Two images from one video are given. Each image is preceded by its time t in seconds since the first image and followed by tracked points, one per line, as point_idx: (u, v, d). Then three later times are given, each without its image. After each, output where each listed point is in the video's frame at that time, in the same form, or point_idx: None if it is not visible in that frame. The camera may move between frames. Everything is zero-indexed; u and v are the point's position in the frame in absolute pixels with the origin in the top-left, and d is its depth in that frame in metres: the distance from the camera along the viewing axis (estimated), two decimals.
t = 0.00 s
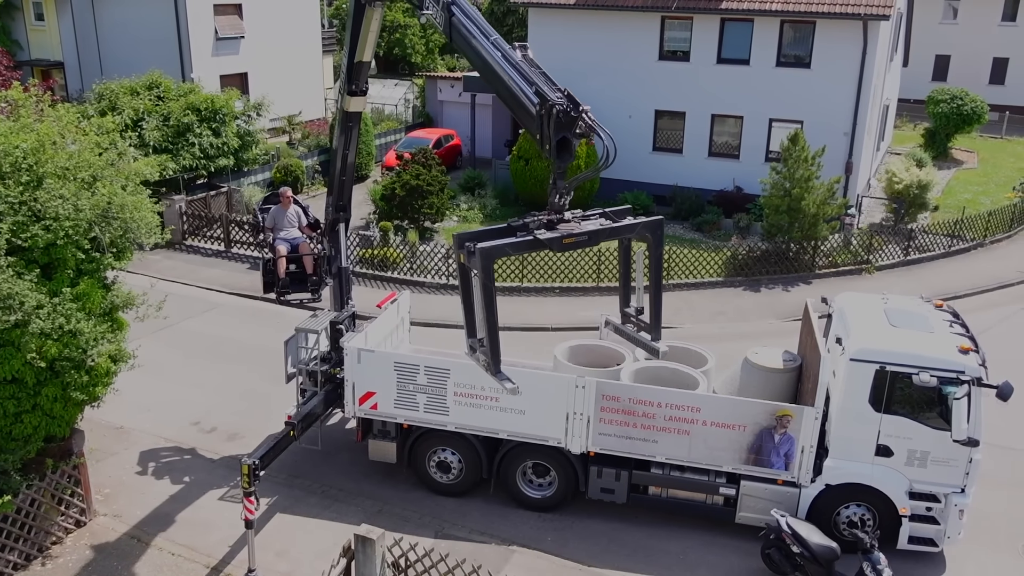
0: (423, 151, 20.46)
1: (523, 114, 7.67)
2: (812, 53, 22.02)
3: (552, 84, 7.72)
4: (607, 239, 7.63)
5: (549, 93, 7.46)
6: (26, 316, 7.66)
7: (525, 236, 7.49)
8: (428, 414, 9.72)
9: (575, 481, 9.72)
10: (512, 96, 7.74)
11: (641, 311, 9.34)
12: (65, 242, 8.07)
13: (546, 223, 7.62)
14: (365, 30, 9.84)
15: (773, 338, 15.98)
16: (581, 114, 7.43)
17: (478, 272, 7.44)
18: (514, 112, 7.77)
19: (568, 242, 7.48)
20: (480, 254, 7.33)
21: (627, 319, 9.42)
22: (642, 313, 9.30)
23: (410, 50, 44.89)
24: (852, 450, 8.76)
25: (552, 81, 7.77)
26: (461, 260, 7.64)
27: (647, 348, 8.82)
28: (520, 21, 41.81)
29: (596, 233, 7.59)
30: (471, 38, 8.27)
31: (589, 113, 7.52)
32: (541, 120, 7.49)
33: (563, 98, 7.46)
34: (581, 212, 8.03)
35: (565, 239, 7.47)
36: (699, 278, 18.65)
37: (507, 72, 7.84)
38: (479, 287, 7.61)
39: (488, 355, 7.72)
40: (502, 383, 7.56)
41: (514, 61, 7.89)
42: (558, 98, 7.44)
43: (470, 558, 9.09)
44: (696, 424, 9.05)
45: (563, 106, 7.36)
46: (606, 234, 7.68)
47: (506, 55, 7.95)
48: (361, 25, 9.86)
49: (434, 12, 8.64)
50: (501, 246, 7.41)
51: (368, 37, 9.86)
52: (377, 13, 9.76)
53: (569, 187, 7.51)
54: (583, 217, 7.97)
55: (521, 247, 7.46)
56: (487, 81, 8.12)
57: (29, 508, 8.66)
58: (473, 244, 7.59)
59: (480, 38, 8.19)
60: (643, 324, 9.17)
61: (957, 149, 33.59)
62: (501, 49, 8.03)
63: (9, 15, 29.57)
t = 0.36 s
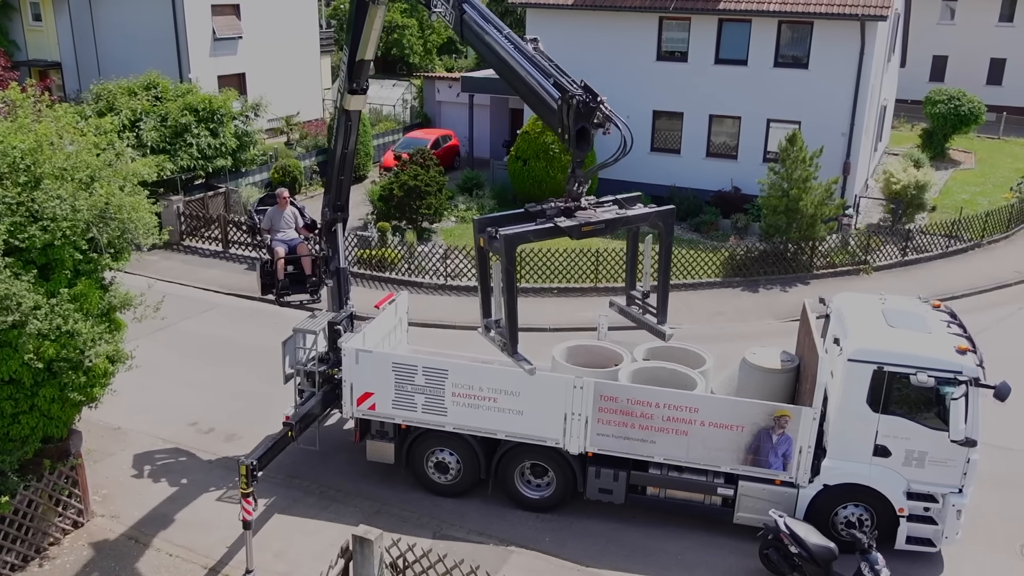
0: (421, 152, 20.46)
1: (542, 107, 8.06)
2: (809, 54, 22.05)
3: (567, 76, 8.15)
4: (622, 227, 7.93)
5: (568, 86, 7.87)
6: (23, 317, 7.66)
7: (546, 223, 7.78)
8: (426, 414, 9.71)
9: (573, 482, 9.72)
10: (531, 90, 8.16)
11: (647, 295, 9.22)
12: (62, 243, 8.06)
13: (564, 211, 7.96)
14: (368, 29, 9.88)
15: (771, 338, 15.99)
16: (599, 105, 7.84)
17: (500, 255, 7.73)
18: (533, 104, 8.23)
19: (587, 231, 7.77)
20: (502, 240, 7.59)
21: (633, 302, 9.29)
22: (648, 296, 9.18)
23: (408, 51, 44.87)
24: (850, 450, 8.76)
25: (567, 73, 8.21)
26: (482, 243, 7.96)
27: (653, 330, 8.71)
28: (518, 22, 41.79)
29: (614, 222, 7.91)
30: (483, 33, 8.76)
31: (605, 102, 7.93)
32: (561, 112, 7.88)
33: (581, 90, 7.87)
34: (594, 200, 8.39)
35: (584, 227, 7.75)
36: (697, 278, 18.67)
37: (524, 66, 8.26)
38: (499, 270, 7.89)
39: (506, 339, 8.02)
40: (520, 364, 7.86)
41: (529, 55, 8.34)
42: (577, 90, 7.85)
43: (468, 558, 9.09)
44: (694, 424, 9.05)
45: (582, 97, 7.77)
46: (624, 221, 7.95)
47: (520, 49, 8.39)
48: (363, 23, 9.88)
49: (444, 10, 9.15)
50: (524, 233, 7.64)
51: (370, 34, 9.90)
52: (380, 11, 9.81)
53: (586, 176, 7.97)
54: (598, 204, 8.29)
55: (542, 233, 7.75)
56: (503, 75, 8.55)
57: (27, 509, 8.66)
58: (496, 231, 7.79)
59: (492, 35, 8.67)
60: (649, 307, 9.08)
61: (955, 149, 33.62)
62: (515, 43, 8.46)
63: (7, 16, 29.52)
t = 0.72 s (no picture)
0: (419, 152, 20.47)
1: (555, 97, 8.53)
2: (808, 54, 22.05)
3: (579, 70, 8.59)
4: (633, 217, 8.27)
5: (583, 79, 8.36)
6: (21, 317, 7.66)
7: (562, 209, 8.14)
8: (425, 414, 9.71)
9: (572, 482, 9.73)
10: (543, 81, 8.57)
11: (650, 282, 9.47)
12: (61, 243, 8.06)
13: (577, 198, 8.32)
14: (370, 28, 9.93)
15: (770, 338, 16.00)
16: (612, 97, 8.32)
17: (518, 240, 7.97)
18: (547, 97, 8.61)
19: (600, 218, 8.14)
20: (521, 226, 7.85)
21: (637, 288, 9.52)
22: (651, 284, 9.44)
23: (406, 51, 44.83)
24: (848, 450, 8.77)
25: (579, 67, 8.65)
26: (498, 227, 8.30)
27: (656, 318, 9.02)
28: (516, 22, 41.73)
29: (626, 211, 8.25)
30: (492, 28, 9.01)
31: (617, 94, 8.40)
32: (577, 104, 8.36)
33: (595, 82, 8.33)
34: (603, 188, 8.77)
35: (598, 214, 8.11)
36: (696, 278, 18.69)
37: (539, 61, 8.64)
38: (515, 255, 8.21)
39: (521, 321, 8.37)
40: (532, 346, 8.31)
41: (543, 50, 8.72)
42: (591, 82, 8.35)
43: (466, 558, 9.09)
44: (692, 424, 9.05)
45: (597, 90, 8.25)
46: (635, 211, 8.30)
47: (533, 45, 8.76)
48: (366, 22, 9.92)
49: (452, 9, 9.27)
50: (543, 218, 7.94)
51: (372, 34, 9.95)
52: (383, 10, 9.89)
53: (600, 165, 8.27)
54: (608, 193, 8.67)
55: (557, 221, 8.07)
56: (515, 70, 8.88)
57: (25, 509, 8.65)
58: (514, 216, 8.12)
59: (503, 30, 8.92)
60: (653, 294, 9.35)
61: (953, 149, 33.65)
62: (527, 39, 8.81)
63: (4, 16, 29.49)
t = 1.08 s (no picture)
0: (417, 151, 20.46)
1: (570, 93, 8.66)
2: (806, 54, 22.06)
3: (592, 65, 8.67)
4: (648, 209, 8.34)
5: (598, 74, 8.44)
6: (19, 316, 7.65)
7: (578, 198, 8.24)
8: (424, 414, 9.71)
9: (571, 481, 9.73)
10: (556, 76, 8.70)
11: (654, 276, 9.41)
12: (59, 243, 8.05)
13: (592, 188, 8.42)
14: (375, 26, 9.90)
15: (769, 338, 16.01)
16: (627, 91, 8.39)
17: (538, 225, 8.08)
18: (562, 93, 8.73)
19: (616, 208, 8.18)
20: (544, 210, 7.99)
21: (641, 283, 9.45)
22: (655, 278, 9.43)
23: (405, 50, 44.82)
24: (846, 449, 8.78)
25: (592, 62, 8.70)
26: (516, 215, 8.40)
27: (662, 310, 8.92)
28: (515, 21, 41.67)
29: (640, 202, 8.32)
30: (503, 25, 9.11)
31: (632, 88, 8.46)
32: (592, 99, 8.46)
33: (610, 78, 8.41)
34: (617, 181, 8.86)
35: (614, 204, 8.17)
36: (694, 278, 18.70)
37: (552, 57, 8.76)
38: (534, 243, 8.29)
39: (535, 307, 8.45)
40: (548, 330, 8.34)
41: (556, 46, 8.80)
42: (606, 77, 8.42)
43: (465, 558, 9.09)
44: (690, 423, 9.06)
45: (612, 85, 8.32)
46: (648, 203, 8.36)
47: (546, 41, 8.87)
48: (370, 21, 9.92)
49: (463, 9, 9.31)
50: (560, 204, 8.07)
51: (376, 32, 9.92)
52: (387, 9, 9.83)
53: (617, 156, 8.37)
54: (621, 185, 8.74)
55: (576, 208, 8.20)
56: (528, 67, 9.00)
57: (23, 509, 8.64)
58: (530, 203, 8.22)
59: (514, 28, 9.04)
60: (656, 287, 9.28)
61: (951, 148, 33.70)
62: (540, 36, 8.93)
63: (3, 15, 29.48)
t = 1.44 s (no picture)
0: (416, 152, 20.44)
1: (589, 91, 9.06)
2: (804, 54, 22.07)
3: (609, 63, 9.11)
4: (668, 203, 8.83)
5: (617, 72, 8.89)
6: (17, 317, 7.64)
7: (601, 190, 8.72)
8: (422, 414, 9.71)
9: (569, 481, 9.73)
10: (575, 74, 9.10)
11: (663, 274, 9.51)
12: (56, 243, 8.03)
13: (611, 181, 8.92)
14: (381, 25, 9.92)
15: (767, 338, 16.01)
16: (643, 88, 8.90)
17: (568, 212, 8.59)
18: (581, 92, 9.14)
19: (637, 198, 8.69)
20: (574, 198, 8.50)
21: (651, 279, 9.51)
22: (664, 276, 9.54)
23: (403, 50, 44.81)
24: (844, 449, 8.78)
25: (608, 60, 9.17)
26: (543, 205, 8.83)
27: (672, 304, 9.04)
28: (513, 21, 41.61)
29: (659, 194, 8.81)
30: (519, 27, 9.39)
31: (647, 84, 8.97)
32: (612, 97, 8.93)
33: (628, 76, 8.91)
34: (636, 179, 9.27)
35: (635, 195, 8.68)
36: (692, 278, 18.69)
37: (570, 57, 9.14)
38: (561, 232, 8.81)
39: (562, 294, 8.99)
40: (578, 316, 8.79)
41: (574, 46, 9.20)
42: (625, 75, 8.91)
43: (463, 558, 9.09)
44: (689, 423, 9.06)
45: (632, 83, 8.81)
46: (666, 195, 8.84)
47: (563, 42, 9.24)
48: (376, 21, 9.95)
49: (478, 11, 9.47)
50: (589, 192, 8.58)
51: (380, 32, 9.95)
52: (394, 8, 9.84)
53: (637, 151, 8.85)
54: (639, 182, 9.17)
55: (602, 198, 8.69)
56: (545, 67, 9.33)
57: (20, 510, 8.63)
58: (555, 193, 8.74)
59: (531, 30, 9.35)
60: (666, 284, 9.39)
61: (949, 148, 33.74)
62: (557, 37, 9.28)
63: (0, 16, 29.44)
